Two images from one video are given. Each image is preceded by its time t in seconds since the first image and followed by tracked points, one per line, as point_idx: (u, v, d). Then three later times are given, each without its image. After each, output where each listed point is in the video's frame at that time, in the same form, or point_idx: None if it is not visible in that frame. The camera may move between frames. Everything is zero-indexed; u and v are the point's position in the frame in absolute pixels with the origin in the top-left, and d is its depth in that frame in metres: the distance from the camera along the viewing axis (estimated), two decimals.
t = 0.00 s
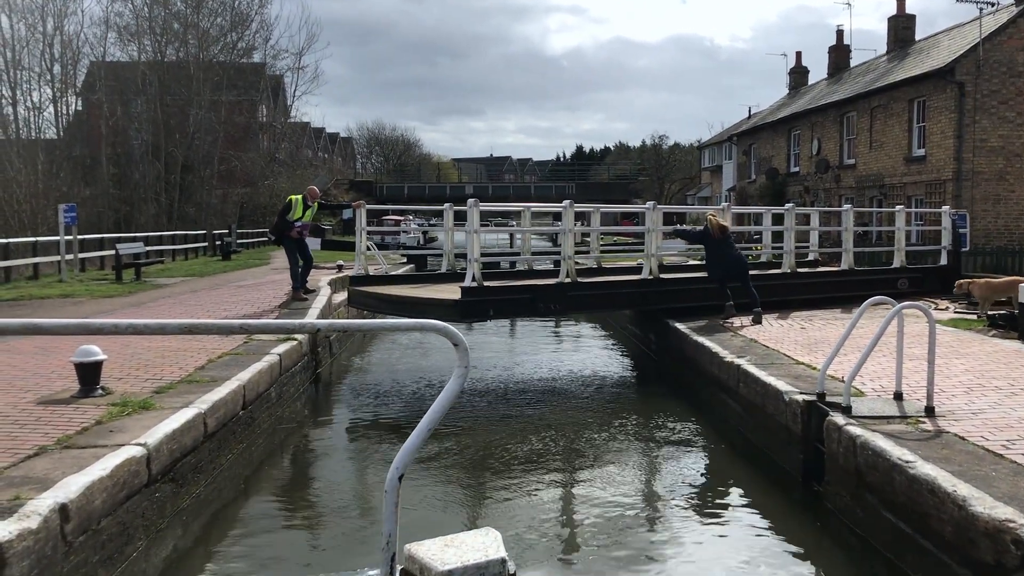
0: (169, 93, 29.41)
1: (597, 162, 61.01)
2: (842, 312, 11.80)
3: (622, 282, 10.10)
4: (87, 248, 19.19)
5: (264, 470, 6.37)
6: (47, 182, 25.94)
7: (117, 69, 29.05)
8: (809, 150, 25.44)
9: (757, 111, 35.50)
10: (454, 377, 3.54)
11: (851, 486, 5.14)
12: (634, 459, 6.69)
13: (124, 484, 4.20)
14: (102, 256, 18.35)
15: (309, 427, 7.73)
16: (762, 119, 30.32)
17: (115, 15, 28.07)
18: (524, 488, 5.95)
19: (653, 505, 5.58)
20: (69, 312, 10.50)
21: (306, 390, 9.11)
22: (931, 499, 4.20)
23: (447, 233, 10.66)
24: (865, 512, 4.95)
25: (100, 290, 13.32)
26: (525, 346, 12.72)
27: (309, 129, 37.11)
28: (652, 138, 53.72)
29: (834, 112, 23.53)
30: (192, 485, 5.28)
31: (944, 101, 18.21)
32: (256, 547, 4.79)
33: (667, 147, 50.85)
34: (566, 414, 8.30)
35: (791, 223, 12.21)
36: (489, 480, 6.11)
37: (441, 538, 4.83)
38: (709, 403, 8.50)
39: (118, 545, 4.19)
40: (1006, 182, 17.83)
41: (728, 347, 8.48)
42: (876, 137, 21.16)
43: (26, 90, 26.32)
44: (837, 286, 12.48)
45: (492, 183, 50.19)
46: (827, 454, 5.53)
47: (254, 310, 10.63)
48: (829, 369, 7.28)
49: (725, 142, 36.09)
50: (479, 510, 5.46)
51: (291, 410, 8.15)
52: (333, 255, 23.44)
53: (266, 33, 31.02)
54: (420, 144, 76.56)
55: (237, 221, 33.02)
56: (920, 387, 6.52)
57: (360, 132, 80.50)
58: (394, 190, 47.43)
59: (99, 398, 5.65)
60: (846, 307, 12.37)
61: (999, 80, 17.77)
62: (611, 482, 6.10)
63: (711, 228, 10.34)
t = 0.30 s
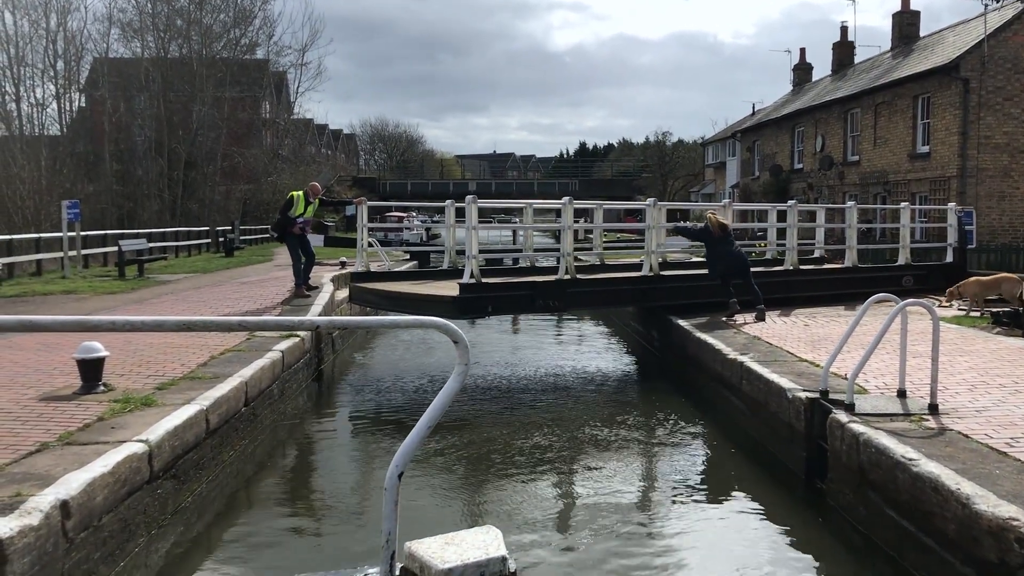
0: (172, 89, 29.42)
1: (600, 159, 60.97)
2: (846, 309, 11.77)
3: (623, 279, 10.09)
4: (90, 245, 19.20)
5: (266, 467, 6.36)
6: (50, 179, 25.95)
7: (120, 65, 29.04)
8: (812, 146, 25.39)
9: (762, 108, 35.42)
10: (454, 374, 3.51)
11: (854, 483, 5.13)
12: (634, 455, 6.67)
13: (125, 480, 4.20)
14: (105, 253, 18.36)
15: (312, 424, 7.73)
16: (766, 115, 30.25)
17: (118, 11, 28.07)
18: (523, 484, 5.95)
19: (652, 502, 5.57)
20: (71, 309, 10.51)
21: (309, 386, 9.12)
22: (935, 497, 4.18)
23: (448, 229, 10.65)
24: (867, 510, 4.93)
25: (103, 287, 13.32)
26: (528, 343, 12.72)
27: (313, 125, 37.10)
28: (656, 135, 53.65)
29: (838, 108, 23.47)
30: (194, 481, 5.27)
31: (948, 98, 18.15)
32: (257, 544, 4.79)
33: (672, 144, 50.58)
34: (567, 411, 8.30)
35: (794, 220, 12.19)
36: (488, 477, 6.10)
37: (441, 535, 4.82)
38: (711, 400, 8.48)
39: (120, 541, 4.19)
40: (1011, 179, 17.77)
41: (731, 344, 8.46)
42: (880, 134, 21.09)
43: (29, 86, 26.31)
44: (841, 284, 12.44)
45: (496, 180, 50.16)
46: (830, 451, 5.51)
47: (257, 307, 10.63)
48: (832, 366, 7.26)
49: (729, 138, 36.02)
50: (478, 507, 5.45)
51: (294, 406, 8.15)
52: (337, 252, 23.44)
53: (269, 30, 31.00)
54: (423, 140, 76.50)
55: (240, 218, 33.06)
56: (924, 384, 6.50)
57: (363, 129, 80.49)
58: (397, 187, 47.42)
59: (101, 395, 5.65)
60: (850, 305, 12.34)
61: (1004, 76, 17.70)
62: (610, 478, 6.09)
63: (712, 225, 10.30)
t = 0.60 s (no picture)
0: (174, 86, 29.40)
1: (602, 156, 60.87)
2: (848, 306, 11.75)
3: (621, 276, 10.09)
4: (92, 241, 19.20)
5: (267, 464, 6.36)
6: (52, 175, 25.94)
7: (121, 62, 29.02)
8: (815, 143, 25.33)
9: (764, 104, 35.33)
10: (452, 372, 3.47)
11: (855, 481, 5.12)
12: (633, 452, 6.68)
13: (125, 477, 4.19)
14: (106, 249, 18.36)
15: (314, 421, 7.73)
16: (768, 112, 30.18)
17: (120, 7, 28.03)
18: (521, 481, 5.93)
19: (650, 498, 5.58)
20: (72, 305, 10.51)
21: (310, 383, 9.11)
22: (937, 495, 4.17)
23: (449, 227, 10.63)
24: (868, 508, 4.92)
25: (105, 283, 13.32)
26: (530, 339, 12.72)
27: (314, 122, 37.06)
28: (658, 132, 53.53)
29: (840, 105, 23.41)
30: (196, 478, 5.27)
31: (951, 95, 18.09)
32: (258, 542, 4.78)
33: (674, 141, 50.55)
34: (566, 407, 8.29)
35: (794, 217, 12.16)
36: (486, 474, 6.08)
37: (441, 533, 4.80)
38: (712, 397, 8.48)
39: (120, 538, 4.18)
40: (1014, 176, 17.72)
41: (732, 341, 8.45)
42: (882, 130, 21.04)
43: (32, 83, 26.29)
44: (843, 280, 12.41)
45: (498, 177, 50.09)
46: (832, 448, 5.49)
47: (258, 303, 10.64)
48: (833, 363, 7.25)
49: (731, 135, 35.97)
50: (475, 505, 5.43)
51: (295, 403, 8.15)
52: (339, 248, 23.43)
53: (271, 26, 30.96)
54: (425, 137, 76.43)
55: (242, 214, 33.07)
56: (925, 382, 6.49)
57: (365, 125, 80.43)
58: (399, 183, 47.39)
59: (102, 391, 5.66)
60: (851, 301, 12.32)
61: (1008, 73, 17.63)
62: (609, 476, 6.07)
63: (711, 222, 10.26)
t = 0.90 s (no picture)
0: (174, 83, 29.38)
1: (603, 153, 60.83)
2: (848, 304, 11.75)
3: (619, 273, 10.07)
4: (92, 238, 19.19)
5: (266, 462, 6.35)
6: (52, 172, 25.92)
7: (122, 59, 28.98)
8: (815, 140, 25.30)
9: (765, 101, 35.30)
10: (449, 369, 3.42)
11: (855, 479, 5.11)
12: (630, 449, 6.68)
13: (124, 474, 4.19)
14: (106, 246, 18.36)
15: (313, 419, 7.72)
16: (769, 109, 30.15)
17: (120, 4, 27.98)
18: (515, 479, 5.91)
19: (646, 495, 5.58)
20: (72, 302, 10.51)
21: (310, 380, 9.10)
22: (936, 493, 4.16)
23: (448, 224, 10.61)
24: (868, 505, 4.91)
25: (105, 280, 13.31)
26: (531, 336, 12.71)
27: (315, 119, 37.03)
28: (659, 129, 53.48)
29: (841, 102, 23.38)
30: (194, 475, 5.25)
31: (952, 92, 18.06)
32: (256, 540, 4.77)
33: (674, 138, 50.47)
34: (563, 405, 8.28)
35: (792, 215, 12.14)
36: (480, 472, 6.06)
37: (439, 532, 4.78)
38: (712, 395, 8.46)
39: (118, 535, 4.18)
40: (1014, 174, 17.69)
41: (732, 338, 8.44)
42: (883, 128, 21.02)
43: (32, 79, 26.25)
44: (844, 278, 12.40)
45: (498, 174, 50.07)
46: (832, 446, 5.48)
47: (258, 300, 10.64)
48: (833, 361, 7.25)
49: (731, 132, 35.93)
50: (469, 503, 5.40)
51: (295, 400, 8.13)
52: (339, 246, 23.43)
53: (271, 23, 30.93)
54: (425, 134, 76.39)
55: (242, 211, 33.06)
56: (925, 379, 6.48)
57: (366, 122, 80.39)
58: (400, 180, 47.39)
59: (101, 388, 5.65)
60: (851, 299, 12.32)
61: (1009, 70, 17.59)
62: (603, 473, 6.06)
63: (708, 219, 10.27)
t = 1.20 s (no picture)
0: (174, 80, 29.34)
1: (603, 151, 60.82)
2: (847, 302, 11.74)
3: (616, 271, 10.07)
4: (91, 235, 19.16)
5: (264, 459, 6.34)
6: (52, 169, 25.91)
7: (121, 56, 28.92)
8: (815, 138, 25.28)
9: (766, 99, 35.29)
10: (446, 366, 3.36)
11: (854, 477, 5.11)
12: (628, 446, 6.68)
13: (121, 472, 4.18)
14: (106, 243, 18.33)
15: (312, 416, 7.71)
16: (769, 107, 30.14)
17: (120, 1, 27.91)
18: (512, 476, 5.90)
19: (643, 492, 5.58)
20: (71, 299, 10.50)
21: (309, 378, 9.09)
22: (935, 491, 4.16)
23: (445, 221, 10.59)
24: (867, 503, 4.91)
25: (104, 277, 13.30)
26: (530, 334, 12.70)
27: (315, 116, 36.98)
28: (659, 127, 53.47)
29: (841, 100, 23.36)
30: (192, 473, 5.24)
31: (952, 90, 18.04)
32: (254, 538, 4.76)
33: (673, 136, 50.45)
34: (561, 401, 8.29)
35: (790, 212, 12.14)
36: (476, 469, 6.06)
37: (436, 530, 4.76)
38: (711, 392, 8.46)
39: (116, 533, 4.17)
40: (1014, 172, 17.68)
41: (731, 336, 8.43)
42: (883, 126, 21.00)
43: (31, 76, 26.20)
44: (844, 276, 12.40)
45: (498, 171, 50.04)
46: (831, 445, 5.47)
47: (257, 298, 10.63)
48: (832, 359, 7.24)
49: (731, 130, 35.90)
50: (465, 499, 5.41)
51: (293, 398, 8.12)
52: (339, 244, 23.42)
53: (271, 20, 30.88)
54: (426, 132, 76.35)
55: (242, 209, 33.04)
56: (924, 378, 6.48)
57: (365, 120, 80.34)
58: (400, 178, 47.37)
59: (99, 386, 5.65)
60: (851, 297, 12.31)
61: (1009, 68, 17.57)
62: (600, 471, 6.06)
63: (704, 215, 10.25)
